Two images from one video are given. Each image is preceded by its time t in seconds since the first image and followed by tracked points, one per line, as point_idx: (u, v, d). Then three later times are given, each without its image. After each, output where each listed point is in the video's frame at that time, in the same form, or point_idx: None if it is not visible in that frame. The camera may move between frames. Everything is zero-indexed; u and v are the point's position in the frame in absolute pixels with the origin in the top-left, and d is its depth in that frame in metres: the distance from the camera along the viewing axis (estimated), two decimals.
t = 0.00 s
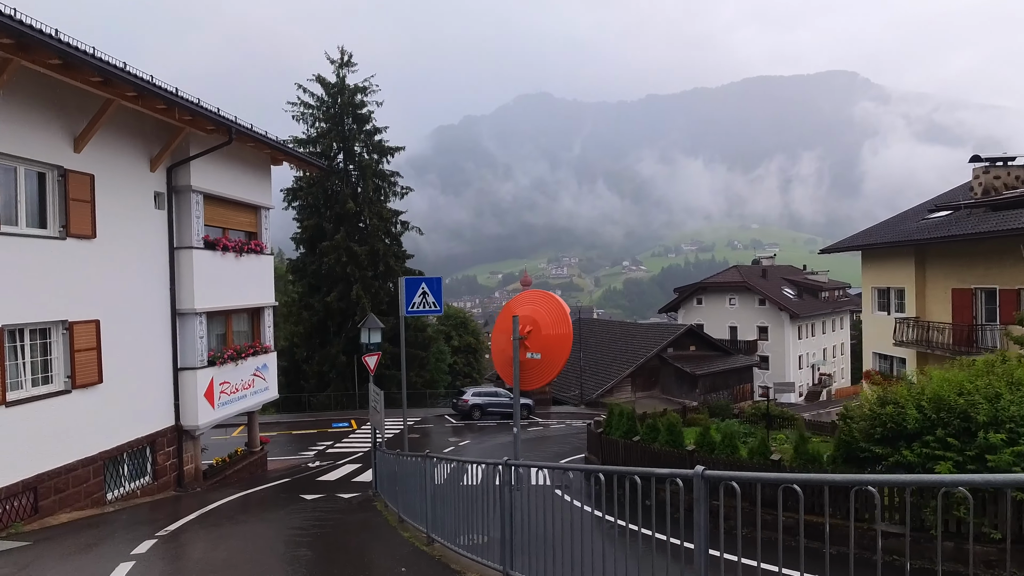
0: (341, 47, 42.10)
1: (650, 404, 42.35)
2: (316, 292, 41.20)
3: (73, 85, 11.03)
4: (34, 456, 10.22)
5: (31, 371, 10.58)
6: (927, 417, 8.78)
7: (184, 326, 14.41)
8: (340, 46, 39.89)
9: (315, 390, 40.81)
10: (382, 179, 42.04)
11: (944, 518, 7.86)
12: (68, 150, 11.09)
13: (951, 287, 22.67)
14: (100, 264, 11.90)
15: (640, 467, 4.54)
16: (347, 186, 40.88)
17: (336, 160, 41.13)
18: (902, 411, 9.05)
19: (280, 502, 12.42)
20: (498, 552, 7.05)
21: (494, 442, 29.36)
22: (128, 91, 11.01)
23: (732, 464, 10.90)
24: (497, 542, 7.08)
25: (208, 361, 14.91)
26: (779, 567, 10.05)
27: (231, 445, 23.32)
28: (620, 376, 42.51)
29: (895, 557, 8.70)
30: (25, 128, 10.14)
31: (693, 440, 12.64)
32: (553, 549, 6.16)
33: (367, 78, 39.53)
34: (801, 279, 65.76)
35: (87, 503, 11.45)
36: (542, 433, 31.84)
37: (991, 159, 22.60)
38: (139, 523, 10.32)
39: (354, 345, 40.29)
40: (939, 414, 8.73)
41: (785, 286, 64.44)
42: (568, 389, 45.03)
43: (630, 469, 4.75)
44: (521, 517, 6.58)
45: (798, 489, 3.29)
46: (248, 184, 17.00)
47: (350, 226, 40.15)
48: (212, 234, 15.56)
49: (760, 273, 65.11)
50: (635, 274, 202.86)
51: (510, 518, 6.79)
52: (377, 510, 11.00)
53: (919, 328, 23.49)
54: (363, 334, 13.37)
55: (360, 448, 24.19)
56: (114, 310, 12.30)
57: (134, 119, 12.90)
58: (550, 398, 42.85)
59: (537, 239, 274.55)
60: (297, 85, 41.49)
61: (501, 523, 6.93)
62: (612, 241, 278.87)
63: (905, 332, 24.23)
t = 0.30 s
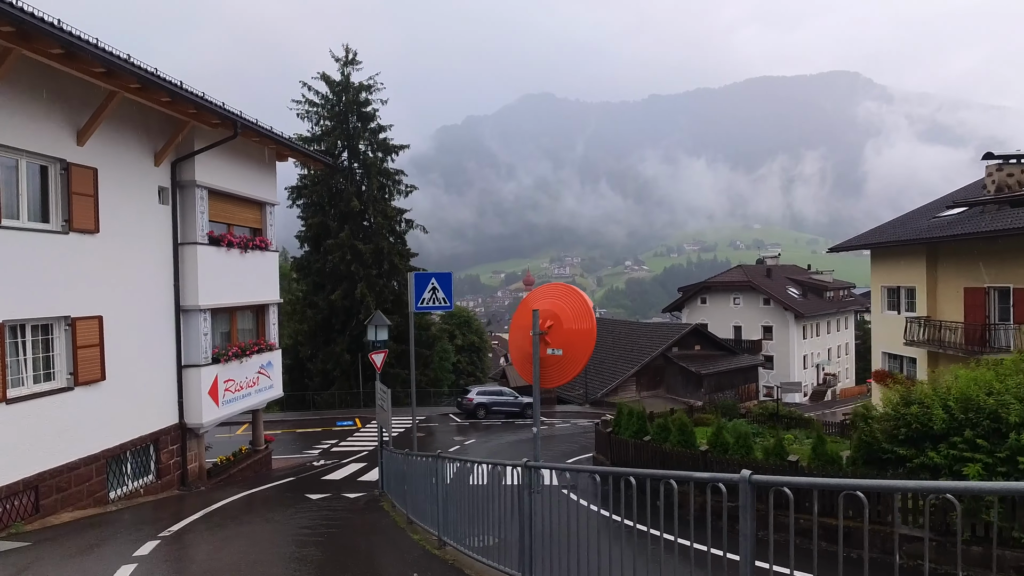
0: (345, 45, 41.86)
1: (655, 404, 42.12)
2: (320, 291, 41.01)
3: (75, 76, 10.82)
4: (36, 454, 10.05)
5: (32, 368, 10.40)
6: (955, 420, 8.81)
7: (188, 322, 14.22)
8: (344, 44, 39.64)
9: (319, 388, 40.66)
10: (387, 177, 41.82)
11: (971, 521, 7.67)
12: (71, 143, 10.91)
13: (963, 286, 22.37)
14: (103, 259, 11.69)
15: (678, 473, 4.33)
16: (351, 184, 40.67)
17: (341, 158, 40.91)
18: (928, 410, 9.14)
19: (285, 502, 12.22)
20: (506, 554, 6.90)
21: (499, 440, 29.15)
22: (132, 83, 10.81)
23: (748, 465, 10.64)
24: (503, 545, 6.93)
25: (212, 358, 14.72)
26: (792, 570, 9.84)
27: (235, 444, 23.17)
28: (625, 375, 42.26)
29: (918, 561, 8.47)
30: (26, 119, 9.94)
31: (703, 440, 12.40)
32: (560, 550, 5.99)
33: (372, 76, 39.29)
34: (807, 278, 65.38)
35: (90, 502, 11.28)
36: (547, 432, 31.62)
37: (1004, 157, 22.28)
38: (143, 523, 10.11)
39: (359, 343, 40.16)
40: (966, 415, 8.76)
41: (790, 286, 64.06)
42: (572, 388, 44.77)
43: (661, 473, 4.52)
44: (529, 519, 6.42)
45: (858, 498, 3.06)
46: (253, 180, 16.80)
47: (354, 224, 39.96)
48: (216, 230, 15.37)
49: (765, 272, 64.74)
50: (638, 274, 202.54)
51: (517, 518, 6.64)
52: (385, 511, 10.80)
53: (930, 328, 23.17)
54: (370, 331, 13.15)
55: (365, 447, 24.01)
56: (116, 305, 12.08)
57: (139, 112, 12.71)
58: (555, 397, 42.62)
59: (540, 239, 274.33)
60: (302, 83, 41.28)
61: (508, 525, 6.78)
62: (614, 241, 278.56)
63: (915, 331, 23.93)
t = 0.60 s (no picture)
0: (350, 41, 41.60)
1: (660, 403, 41.85)
2: (324, 288, 40.79)
3: (75, 66, 10.58)
4: (37, 452, 9.85)
5: (32, 364, 10.18)
6: (985, 422, 8.71)
7: (191, 319, 13.98)
8: (348, 40, 39.35)
9: (323, 386, 40.45)
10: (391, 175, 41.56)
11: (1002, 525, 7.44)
12: (71, 135, 10.68)
13: (975, 284, 22.06)
14: (104, 254, 11.46)
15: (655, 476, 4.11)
16: (355, 182, 40.41)
17: (344, 155, 40.66)
18: (956, 411, 8.98)
19: (290, 502, 11.99)
20: (511, 557, 6.70)
21: (504, 440, 28.91)
22: (133, 73, 10.57)
23: (764, 467, 10.36)
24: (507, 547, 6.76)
25: (215, 356, 14.50)
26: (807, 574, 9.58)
27: (239, 442, 22.97)
28: (630, 374, 42.01)
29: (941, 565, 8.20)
30: (26, 110, 9.70)
31: (716, 441, 12.15)
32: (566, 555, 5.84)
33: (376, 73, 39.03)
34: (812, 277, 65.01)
35: (90, 502, 11.06)
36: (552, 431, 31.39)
37: (1018, 153, 21.97)
38: (145, 523, 9.90)
39: (362, 341, 39.95)
40: (996, 417, 8.68)
41: (795, 285, 63.69)
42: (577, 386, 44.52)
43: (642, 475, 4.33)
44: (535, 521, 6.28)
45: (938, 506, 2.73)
46: (257, 175, 16.58)
47: (358, 221, 39.72)
48: (219, 225, 15.13)
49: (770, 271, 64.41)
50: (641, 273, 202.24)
51: (523, 520, 6.48)
52: (391, 513, 10.55)
53: (941, 327, 22.87)
54: (376, 328, 12.92)
55: (369, 445, 23.81)
56: (118, 301, 11.85)
57: (141, 104, 12.46)
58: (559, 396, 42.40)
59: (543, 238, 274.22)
60: (305, 80, 41.02)
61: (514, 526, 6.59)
62: (617, 240, 278.18)
63: (926, 331, 23.63)
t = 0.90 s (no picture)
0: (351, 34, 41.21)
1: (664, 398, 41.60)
2: (326, 283, 40.56)
3: (72, 51, 10.33)
4: (34, 446, 9.64)
5: (30, 357, 9.96)
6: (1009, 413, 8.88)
7: (192, 311, 13.76)
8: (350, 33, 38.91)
9: (325, 381, 40.26)
10: (393, 169, 41.23)
11: None
12: (68, 123, 10.43)
13: (986, 277, 21.76)
14: (103, 246, 11.24)
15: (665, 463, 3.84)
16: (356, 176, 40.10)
17: (346, 149, 40.30)
18: (982, 404, 9.15)
19: (292, 498, 11.77)
20: (520, 554, 6.50)
21: (508, 435, 28.67)
22: (132, 59, 10.31)
23: (779, 461, 10.10)
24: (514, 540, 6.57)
25: (217, 349, 14.28)
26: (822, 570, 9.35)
27: (241, 437, 22.77)
28: (633, 369, 41.75)
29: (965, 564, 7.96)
30: (22, 97, 9.48)
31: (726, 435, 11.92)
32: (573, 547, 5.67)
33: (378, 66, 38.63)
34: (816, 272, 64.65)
35: (90, 498, 10.86)
36: (555, 426, 31.16)
37: None
38: (145, 519, 9.68)
39: (364, 336, 39.75)
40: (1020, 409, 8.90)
41: (799, 279, 63.33)
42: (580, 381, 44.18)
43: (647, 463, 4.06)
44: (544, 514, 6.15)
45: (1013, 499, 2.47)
46: (258, 166, 16.33)
47: (360, 216, 39.45)
48: (220, 217, 14.90)
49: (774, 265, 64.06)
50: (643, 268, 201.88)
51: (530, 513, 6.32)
52: (397, 509, 10.32)
53: (951, 321, 22.57)
54: (380, 321, 12.68)
55: (372, 440, 23.60)
56: (117, 293, 11.62)
57: (140, 92, 12.20)
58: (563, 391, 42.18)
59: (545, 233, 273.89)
60: (307, 73, 40.64)
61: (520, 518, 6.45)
62: (619, 235, 277.70)
63: (936, 324, 23.33)
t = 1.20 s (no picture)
0: (353, 29, 40.93)
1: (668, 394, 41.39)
2: (329, 279, 40.37)
3: (71, 39, 10.13)
4: (35, 443, 9.45)
5: (30, 352, 9.76)
6: None
7: (195, 306, 13.57)
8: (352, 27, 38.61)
9: (328, 377, 40.13)
10: (395, 165, 41.01)
11: None
12: (68, 113, 10.23)
13: (998, 271, 21.52)
14: (103, 239, 11.04)
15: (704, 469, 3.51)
16: (359, 171, 39.86)
17: (348, 144, 40.04)
18: (1009, 400, 9.71)
19: (297, 495, 11.58)
20: (533, 552, 6.33)
21: (512, 431, 28.49)
22: (132, 48, 10.11)
23: (795, 457, 9.87)
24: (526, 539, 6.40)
25: (220, 344, 14.10)
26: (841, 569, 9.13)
27: (244, 434, 22.63)
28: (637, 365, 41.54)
29: (991, 562, 7.73)
30: (21, 86, 9.28)
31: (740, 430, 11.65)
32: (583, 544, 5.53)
33: (380, 61, 38.32)
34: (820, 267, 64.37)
35: (92, 495, 10.68)
36: (559, 422, 31.00)
37: None
38: (148, 517, 9.49)
39: (368, 332, 39.58)
40: None
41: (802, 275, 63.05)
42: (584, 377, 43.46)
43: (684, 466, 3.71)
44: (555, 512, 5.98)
45: None
46: (262, 159, 16.14)
47: (363, 211, 39.25)
48: (224, 210, 14.69)
49: (778, 261, 63.77)
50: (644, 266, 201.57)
51: (538, 511, 6.18)
52: (404, 506, 10.11)
53: (961, 316, 22.32)
54: (386, 315, 12.47)
55: (377, 437, 23.47)
56: (119, 287, 11.43)
57: (140, 82, 11.98)
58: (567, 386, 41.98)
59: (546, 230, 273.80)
60: (309, 68, 40.36)
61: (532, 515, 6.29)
62: (621, 231, 277.58)
63: (946, 319, 23.08)
